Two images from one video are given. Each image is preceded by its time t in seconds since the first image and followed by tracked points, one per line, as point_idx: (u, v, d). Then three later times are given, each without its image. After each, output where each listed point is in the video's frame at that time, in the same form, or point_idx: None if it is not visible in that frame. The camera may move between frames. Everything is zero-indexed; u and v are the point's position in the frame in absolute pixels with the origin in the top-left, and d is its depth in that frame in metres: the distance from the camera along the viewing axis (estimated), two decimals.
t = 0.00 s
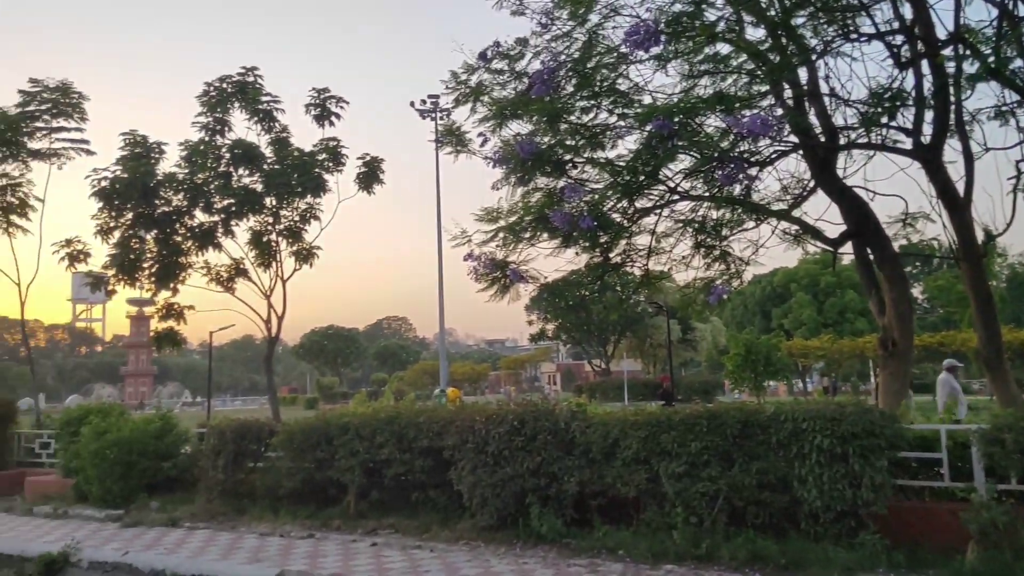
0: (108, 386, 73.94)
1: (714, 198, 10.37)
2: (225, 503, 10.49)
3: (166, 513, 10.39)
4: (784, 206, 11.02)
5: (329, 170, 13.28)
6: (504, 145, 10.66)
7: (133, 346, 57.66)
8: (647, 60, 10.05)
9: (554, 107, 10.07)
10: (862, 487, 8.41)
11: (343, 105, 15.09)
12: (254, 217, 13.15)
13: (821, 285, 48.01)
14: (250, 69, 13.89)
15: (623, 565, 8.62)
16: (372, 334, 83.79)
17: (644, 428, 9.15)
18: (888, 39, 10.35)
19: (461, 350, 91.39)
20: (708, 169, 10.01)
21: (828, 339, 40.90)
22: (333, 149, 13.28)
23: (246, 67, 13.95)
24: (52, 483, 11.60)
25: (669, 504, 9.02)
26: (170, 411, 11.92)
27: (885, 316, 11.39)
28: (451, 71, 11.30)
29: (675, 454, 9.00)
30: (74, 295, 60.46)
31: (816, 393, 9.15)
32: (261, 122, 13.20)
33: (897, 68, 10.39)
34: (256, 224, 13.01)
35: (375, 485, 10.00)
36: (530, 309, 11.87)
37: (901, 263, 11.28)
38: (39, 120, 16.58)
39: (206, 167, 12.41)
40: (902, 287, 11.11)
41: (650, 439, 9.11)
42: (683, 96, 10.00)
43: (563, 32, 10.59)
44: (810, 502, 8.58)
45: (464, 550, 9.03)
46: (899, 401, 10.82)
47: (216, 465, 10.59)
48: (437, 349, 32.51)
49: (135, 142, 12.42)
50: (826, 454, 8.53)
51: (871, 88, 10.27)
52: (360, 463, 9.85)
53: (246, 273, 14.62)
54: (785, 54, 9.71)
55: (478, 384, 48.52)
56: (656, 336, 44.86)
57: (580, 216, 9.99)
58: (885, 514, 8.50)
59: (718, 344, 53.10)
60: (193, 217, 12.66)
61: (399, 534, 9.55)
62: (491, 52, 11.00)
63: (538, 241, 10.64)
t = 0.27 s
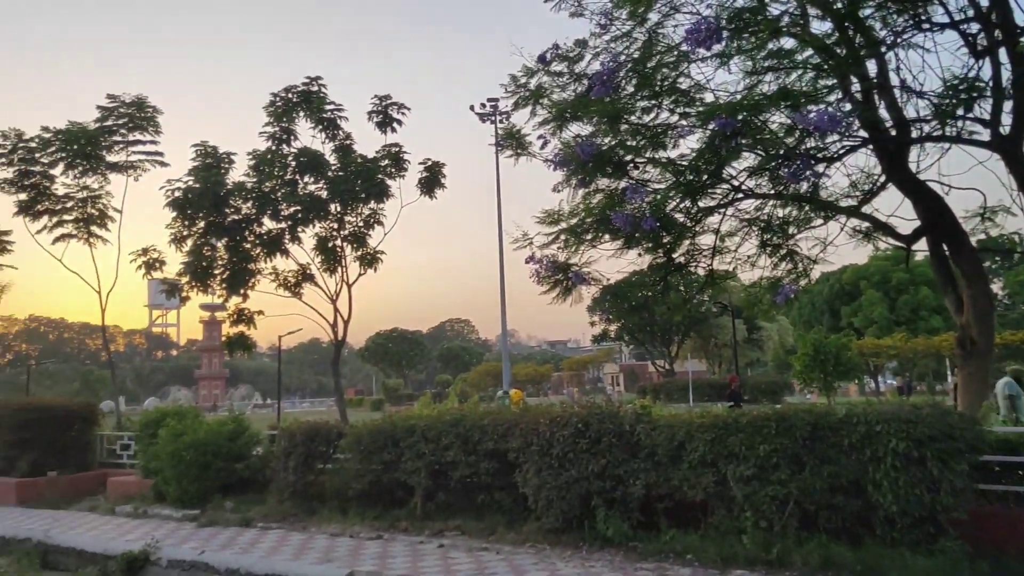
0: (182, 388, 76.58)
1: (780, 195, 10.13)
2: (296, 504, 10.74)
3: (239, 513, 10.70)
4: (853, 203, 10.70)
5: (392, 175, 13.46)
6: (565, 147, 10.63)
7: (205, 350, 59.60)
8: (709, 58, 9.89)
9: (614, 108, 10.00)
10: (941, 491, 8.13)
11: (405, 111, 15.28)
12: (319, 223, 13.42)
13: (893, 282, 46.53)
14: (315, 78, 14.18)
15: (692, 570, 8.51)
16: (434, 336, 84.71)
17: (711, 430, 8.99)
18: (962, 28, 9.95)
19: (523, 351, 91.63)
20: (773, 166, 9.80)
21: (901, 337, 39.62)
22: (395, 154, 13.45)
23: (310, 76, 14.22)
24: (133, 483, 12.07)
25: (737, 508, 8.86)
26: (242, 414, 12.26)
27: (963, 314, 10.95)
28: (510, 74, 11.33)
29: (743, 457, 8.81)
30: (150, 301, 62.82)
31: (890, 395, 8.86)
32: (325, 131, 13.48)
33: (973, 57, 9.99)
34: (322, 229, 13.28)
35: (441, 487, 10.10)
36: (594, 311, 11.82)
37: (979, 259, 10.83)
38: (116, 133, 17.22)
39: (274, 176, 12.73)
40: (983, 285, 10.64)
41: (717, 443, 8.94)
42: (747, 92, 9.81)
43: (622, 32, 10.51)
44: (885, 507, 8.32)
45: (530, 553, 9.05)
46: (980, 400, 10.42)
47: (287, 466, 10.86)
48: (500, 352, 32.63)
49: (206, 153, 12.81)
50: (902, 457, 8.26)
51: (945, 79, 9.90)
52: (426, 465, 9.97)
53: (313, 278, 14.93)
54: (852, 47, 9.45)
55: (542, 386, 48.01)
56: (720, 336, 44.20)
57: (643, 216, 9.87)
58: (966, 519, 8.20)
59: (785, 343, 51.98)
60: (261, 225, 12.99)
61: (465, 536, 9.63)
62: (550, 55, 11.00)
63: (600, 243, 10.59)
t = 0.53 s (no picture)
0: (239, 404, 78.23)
1: (836, 207, 9.84)
2: (350, 522, 10.81)
3: (294, 531, 10.82)
4: (913, 212, 10.33)
5: (440, 192, 13.55)
6: (613, 161, 10.52)
7: (261, 366, 60.85)
8: (760, 69, 9.71)
9: (663, 121, 9.86)
10: (1013, 513, 7.80)
11: (453, 128, 15.37)
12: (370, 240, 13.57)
13: (955, 292, 45.14)
14: (364, 98, 14.36)
15: None
16: (484, 350, 84.96)
17: (768, 449, 8.70)
18: None
19: (573, 365, 91.30)
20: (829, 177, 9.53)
21: (965, 350, 38.36)
22: (444, 171, 13.54)
23: (360, 96, 14.39)
24: (191, 500, 12.31)
25: (797, 529, 8.61)
26: (296, 431, 12.42)
27: None
28: (558, 89, 11.30)
29: (802, 476, 8.51)
30: (208, 319, 64.43)
31: (956, 412, 8.55)
32: (375, 149, 13.65)
33: None
34: (372, 247, 13.42)
35: (493, 505, 10.05)
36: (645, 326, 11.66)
37: None
38: (174, 157, 17.67)
39: (325, 195, 12.93)
40: None
41: (774, 461, 8.66)
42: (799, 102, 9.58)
43: (671, 44, 10.39)
44: (954, 529, 8.00)
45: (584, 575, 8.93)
46: None
47: (340, 484, 10.94)
48: (552, 370, 32.49)
49: (260, 174, 13.07)
50: (970, 478, 7.94)
51: (1009, 83, 9.52)
52: (478, 484, 9.95)
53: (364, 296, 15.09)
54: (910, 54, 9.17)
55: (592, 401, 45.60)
56: (775, 349, 43.44)
57: (694, 231, 9.67)
58: None
59: (842, 356, 50.76)
60: (313, 243, 13.18)
61: (518, 556, 9.56)
62: (597, 69, 10.94)
63: (651, 257, 10.45)
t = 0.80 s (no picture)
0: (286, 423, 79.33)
1: (884, 220, 9.66)
2: (396, 541, 10.87)
3: (342, 551, 10.92)
4: (966, 225, 10.08)
5: (482, 212, 13.65)
6: (655, 179, 10.49)
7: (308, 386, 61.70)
8: (803, 83, 9.60)
9: (706, 138, 9.81)
10: None
11: (494, 148, 15.48)
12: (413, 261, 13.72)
13: (1011, 305, 43.91)
14: (406, 120, 14.55)
15: None
16: (527, 367, 84.89)
17: (819, 469, 8.49)
18: None
19: (618, 382, 90.76)
20: (876, 191, 9.36)
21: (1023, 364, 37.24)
22: (485, 191, 13.64)
23: (403, 119, 14.58)
24: (241, 519, 12.51)
25: (850, 551, 8.41)
26: (342, 450, 12.56)
27: None
28: (598, 108, 11.33)
29: (855, 497, 8.32)
30: (255, 338, 65.62)
31: (1015, 430, 8.30)
32: (417, 171, 13.83)
33: None
34: (415, 267, 13.57)
35: (539, 526, 10.01)
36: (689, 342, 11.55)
37: None
38: (222, 182, 18.07)
39: (369, 217, 13.13)
40: None
41: (825, 482, 8.45)
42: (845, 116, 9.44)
43: (712, 61, 10.35)
44: (1016, 552, 7.73)
45: None
46: None
47: (386, 503, 11.02)
48: (595, 389, 32.32)
49: (305, 197, 13.34)
50: None
51: None
52: (523, 503, 9.94)
53: (407, 315, 15.22)
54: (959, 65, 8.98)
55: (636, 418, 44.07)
56: (823, 365, 42.64)
57: (738, 248, 9.59)
58: None
59: (893, 371, 49.63)
60: (358, 264, 13.37)
61: None
62: (638, 87, 10.94)
63: (694, 274, 10.39)
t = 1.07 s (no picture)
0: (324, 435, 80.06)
1: (928, 230, 9.47)
2: (436, 556, 10.88)
3: (382, 565, 10.97)
4: (1015, 234, 9.83)
5: (518, 226, 13.68)
6: (693, 192, 10.43)
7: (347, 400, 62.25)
8: (843, 93, 9.48)
9: (744, 150, 9.73)
10: None
11: (529, 162, 15.50)
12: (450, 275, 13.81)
13: None
14: (442, 136, 14.64)
15: None
16: (563, 380, 84.60)
17: (866, 485, 8.34)
18: None
19: (655, 394, 89.96)
20: (920, 202, 9.19)
21: None
22: (521, 205, 13.68)
23: (438, 134, 14.66)
24: (283, 533, 12.64)
25: (900, 569, 8.21)
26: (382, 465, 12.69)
27: None
28: (634, 121, 11.32)
29: (904, 514, 8.14)
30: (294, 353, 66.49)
31: None
32: (454, 187, 13.91)
33: None
34: (453, 282, 13.67)
35: (579, 541, 9.93)
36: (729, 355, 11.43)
37: None
38: (262, 200, 18.35)
39: (407, 232, 13.25)
40: None
41: (872, 498, 8.30)
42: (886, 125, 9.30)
43: (749, 72, 10.27)
44: None
45: None
46: None
47: (426, 518, 11.04)
48: (633, 403, 32.08)
49: (343, 214, 13.51)
50: None
51: None
52: (563, 518, 9.87)
53: (444, 329, 15.29)
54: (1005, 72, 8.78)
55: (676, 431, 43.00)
56: (867, 377, 41.83)
57: (779, 261, 9.45)
58: None
59: (940, 382, 48.48)
60: (395, 279, 13.48)
61: None
62: (674, 99, 10.91)
63: (734, 287, 10.29)
